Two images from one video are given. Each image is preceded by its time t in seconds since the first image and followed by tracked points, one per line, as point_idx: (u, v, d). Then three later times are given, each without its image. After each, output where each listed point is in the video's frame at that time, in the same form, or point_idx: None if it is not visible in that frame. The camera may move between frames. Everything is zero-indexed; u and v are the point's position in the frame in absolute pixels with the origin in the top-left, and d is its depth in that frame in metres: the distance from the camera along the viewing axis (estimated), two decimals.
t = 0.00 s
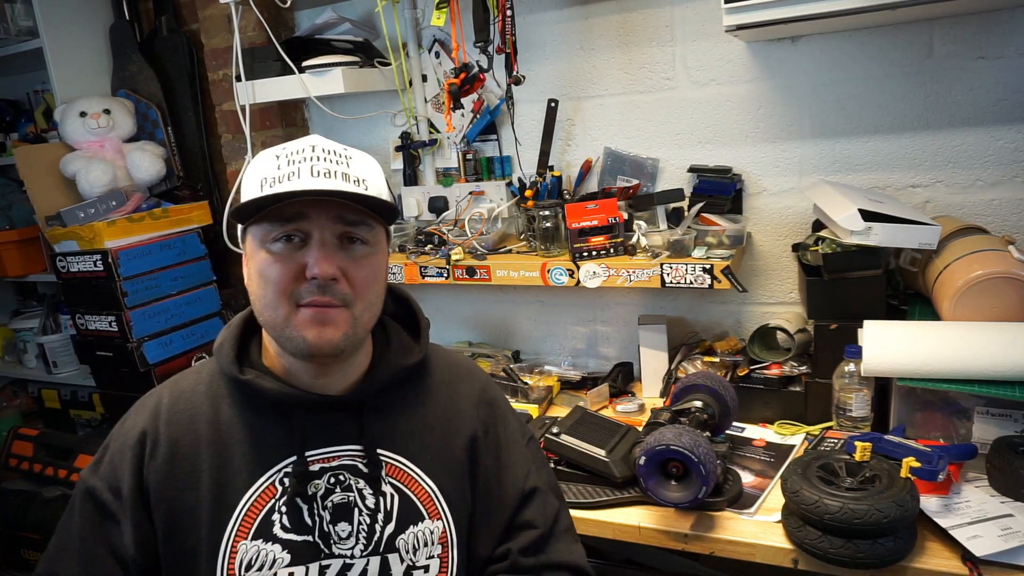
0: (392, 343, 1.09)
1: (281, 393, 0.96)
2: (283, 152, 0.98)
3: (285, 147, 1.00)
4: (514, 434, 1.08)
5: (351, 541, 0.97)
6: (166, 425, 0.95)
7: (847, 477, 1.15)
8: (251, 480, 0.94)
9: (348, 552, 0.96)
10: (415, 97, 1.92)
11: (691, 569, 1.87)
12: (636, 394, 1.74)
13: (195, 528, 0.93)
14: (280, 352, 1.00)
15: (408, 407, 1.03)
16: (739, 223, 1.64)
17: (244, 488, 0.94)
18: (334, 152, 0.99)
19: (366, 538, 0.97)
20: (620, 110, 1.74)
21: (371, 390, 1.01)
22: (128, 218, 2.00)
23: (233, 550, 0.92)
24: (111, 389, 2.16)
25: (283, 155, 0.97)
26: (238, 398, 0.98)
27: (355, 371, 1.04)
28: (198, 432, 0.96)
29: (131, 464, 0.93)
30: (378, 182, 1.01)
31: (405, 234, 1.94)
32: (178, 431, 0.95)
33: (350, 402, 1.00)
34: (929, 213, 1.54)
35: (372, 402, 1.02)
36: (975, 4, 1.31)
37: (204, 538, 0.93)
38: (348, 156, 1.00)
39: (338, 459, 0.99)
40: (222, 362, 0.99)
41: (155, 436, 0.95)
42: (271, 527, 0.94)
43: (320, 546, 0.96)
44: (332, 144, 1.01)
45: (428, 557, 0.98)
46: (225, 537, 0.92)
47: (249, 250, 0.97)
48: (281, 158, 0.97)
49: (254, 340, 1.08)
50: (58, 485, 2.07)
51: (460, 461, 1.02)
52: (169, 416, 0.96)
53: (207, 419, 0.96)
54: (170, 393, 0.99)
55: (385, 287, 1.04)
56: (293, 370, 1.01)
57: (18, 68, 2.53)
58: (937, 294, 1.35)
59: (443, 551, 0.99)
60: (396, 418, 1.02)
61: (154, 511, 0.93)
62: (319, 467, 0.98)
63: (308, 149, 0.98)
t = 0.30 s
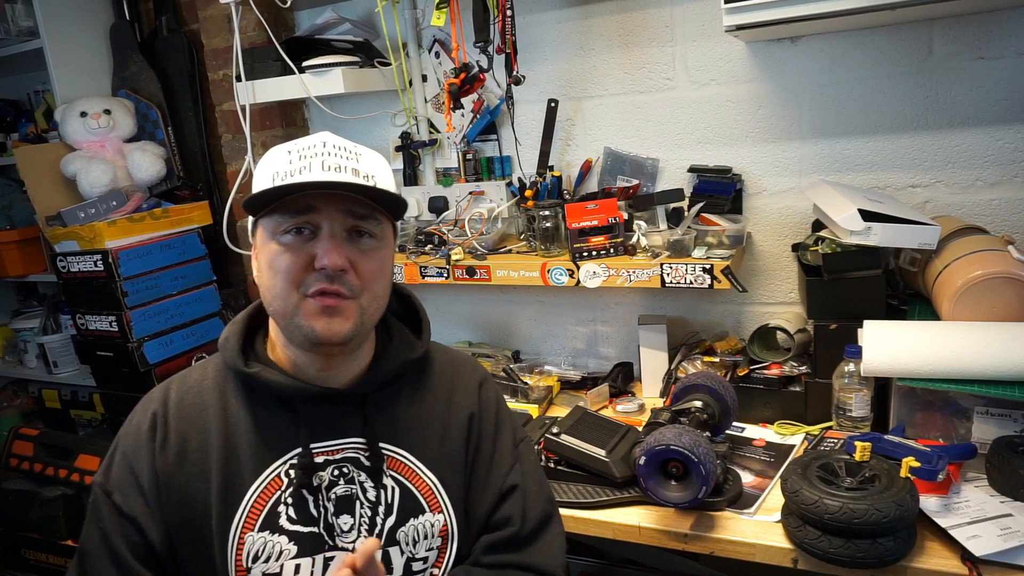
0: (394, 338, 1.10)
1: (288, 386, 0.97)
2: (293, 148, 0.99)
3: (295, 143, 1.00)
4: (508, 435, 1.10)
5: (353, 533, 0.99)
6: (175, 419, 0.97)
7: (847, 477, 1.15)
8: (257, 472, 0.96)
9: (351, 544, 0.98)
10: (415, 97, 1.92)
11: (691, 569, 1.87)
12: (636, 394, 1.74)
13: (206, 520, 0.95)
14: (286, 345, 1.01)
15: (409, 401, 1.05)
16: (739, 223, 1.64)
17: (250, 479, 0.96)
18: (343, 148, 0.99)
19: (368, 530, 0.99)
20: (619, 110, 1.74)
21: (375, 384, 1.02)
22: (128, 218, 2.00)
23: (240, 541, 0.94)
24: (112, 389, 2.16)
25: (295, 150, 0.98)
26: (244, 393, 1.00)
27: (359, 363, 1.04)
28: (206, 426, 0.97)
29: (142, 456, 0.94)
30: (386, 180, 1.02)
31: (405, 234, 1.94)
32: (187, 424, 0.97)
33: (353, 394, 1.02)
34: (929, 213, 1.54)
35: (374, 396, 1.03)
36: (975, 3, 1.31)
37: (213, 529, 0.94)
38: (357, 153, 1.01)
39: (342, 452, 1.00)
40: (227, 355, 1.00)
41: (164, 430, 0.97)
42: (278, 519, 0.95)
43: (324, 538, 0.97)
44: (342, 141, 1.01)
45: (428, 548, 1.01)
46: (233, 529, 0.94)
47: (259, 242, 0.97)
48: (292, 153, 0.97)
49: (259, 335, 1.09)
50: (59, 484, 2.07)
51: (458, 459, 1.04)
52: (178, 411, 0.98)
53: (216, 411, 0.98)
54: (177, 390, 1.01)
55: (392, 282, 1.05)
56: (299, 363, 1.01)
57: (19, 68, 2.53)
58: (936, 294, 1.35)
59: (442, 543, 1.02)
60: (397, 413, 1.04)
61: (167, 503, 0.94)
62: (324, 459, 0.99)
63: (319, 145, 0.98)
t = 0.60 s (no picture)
0: (406, 339, 1.09)
1: (298, 383, 0.97)
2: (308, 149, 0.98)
3: (310, 144, 1.00)
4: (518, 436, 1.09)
5: (360, 533, 0.98)
6: (179, 416, 0.96)
7: (847, 477, 1.15)
8: (261, 472, 0.95)
9: (356, 544, 0.98)
10: (415, 96, 1.92)
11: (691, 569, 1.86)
12: (636, 394, 1.74)
13: (207, 519, 0.94)
14: (295, 346, 1.01)
15: (419, 403, 1.04)
16: (740, 223, 1.64)
17: (254, 480, 0.95)
18: (358, 153, 0.99)
19: (375, 531, 0.98)
20: (620, 110, 1.74)
21: (386, 384, 1.02)
22: (128, 218, 2.00)
23: (243, 540, 0.93)
24: (111, 389, 2.16)
25: (309, 153, 0.97)
26: (253, 391, 0.98)
27: (367, 365, 1.03)
28: (208, 424, 0.96)
29: (143, 453, 0.94)
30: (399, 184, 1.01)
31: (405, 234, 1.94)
32: (191, 421, 0.96)
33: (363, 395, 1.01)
34: (929, 213, 1.54)
35: (384, 398, 1.02)
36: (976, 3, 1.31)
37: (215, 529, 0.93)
38: (372, 157, 1.00)
39: (349, 452, 0.99)
40: (238, 353, 0.99)
41: (168, 427, 0.95)
42: (281, 518, 0.95)
43: (329, 539, 0.97)
44: (357, 145, 1.00)
45: (435, 550, 1.00)
46: (235, 528, 0.93)
47: (273, 247, 0.97)
48: (307, 155, 0.97)
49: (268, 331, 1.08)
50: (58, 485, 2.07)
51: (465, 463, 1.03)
52: (183, 407, 0.97)
53: (220, 409, 0.97)
54: (183, 385, 0.99)
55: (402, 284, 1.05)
56: (307, 363, 1.01)
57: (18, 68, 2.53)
58: (937, 294, 1.35)
59: (450, 546, 1.01)
60: (408, 415, 1.03)
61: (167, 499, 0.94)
62: (331, 459, 0.98)
63: (333, 149, 0.98)
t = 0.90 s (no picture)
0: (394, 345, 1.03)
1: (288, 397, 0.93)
2: (361, 214, 0.82)
3: (352, 202, 0.81)
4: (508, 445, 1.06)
5: (348, 547, 0.94)
6: (158, 427, 0.92)
7: (847, 477, 1.15)
8: (246, 485, 0.91)
9: (345, 559, 0.93)
10: (415, 96, 1.92)
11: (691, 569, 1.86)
12: (636, 394, 1.74)
13: (186, 533, 0.91)
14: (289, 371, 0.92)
15: (413, 412, 1.00)
16: (740, 223, 1.64)
17: (239, 493, 0.91)
18: (411, 224, 0.86)
19: (364, 544, 0.95)
20: (620, 110, 1.74)
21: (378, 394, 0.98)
22: (128, 218, 2.00)
23: (227, 555, 0.90)
24: (111, 388, 2.15)
25: (359, 226, 0.81)
26: (235, 406, 0.93)
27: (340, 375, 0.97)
28: (189, 436, 0.92)
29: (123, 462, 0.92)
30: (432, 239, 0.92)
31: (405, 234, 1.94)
32: (170, 432, 0.92)
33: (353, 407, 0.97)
34: (930, 213, 1.54)
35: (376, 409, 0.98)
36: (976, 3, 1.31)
37: (195, 543, 0.90)
38: (418, 221, 0.87)
39: (336, 464, 0.95)
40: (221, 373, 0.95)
41: (147, 437, 0.92)
42: (265, 533, 0.91)
43: (315, 554, 0.93)
44: (404, 206, 0.85)
45: (425, 561, 0.97)
46: (219, 542, 0.90)
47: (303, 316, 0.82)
48: (358, 233, 0.81)
49: (255, 340, 1.05)
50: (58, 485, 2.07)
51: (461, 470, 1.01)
52: (162, 418, 0.93)
53: (200, 421, 0.93)
54: (167, 393, 0.96)
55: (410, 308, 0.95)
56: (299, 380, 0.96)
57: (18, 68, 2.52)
58: (937, 294, 1.35)
59: (440, 556, 0.98)
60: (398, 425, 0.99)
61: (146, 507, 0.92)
62: (317, 472, 0.94)
63: (387, 223, 0.83)
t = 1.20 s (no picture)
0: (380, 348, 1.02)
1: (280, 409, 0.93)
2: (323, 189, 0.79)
3: (319, 182, 0.80)
4: (499, 444, 1.05)
5: (341, 554, 0.95)
6: (141, 445, 0.93)
7: (847, 477, 1.15)
8: (234, 498, 0.92)
9: (338, 566, 0.94)
10: (415, 97, 1.92)
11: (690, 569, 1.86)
12: (636, 394, 1.74)
13: (179, 547, 0.92)
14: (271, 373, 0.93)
15: (400, 416, 0.99)
16: (740, 223, 1.64)
17: (226, 506, 0.92)
18: (379, 203, 0.84)
19: (356, 551, 0.95)
20: (619, 110, 1.74)
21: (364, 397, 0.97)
22: (128, 218, 2.00)
23: (219, 567, 0.92)
24: (111, 389, 2.16)
25: (325, 200, 0.79)
26: (216, 416, 0.94)
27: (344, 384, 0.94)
28: (176, 450, 0.93)
29: (110, 484, 0.93)
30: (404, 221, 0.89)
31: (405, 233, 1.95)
32: (154, 449, 0.93)
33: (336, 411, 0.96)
34: (930, 213, 1.54)
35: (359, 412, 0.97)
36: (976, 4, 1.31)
37: (187, 556, 0.92)
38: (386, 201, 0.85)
39: (324, 472, 0.96)
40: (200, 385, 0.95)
41: (131, 457, 0.93)
42: (257, 544, 0.93)
43: (309, 562, 0.94)
44: (370, 184, 0.84)
45: (420, 568, 0.97)
46: (210, 554, 0.91)
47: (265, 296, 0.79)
48: (324, 207, 0.78)
49: (234, 350, 1.05)
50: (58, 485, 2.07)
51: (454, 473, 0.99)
52: (144, 436, 0.94)
53: (184, 436, 0.93)
54: (147, 410, 0.96)
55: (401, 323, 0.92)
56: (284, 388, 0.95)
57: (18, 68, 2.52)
58: (937, 294, 1.35)
59: (435, 562, 0.97)
60: (389, 427, 0.99)
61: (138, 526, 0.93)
62: (306, 481, 0.95)
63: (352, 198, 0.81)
